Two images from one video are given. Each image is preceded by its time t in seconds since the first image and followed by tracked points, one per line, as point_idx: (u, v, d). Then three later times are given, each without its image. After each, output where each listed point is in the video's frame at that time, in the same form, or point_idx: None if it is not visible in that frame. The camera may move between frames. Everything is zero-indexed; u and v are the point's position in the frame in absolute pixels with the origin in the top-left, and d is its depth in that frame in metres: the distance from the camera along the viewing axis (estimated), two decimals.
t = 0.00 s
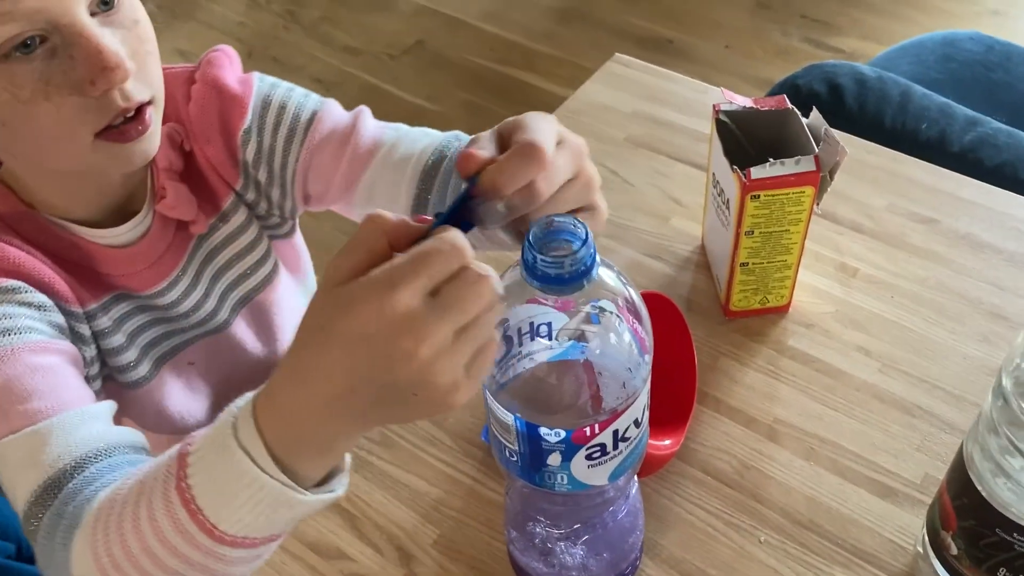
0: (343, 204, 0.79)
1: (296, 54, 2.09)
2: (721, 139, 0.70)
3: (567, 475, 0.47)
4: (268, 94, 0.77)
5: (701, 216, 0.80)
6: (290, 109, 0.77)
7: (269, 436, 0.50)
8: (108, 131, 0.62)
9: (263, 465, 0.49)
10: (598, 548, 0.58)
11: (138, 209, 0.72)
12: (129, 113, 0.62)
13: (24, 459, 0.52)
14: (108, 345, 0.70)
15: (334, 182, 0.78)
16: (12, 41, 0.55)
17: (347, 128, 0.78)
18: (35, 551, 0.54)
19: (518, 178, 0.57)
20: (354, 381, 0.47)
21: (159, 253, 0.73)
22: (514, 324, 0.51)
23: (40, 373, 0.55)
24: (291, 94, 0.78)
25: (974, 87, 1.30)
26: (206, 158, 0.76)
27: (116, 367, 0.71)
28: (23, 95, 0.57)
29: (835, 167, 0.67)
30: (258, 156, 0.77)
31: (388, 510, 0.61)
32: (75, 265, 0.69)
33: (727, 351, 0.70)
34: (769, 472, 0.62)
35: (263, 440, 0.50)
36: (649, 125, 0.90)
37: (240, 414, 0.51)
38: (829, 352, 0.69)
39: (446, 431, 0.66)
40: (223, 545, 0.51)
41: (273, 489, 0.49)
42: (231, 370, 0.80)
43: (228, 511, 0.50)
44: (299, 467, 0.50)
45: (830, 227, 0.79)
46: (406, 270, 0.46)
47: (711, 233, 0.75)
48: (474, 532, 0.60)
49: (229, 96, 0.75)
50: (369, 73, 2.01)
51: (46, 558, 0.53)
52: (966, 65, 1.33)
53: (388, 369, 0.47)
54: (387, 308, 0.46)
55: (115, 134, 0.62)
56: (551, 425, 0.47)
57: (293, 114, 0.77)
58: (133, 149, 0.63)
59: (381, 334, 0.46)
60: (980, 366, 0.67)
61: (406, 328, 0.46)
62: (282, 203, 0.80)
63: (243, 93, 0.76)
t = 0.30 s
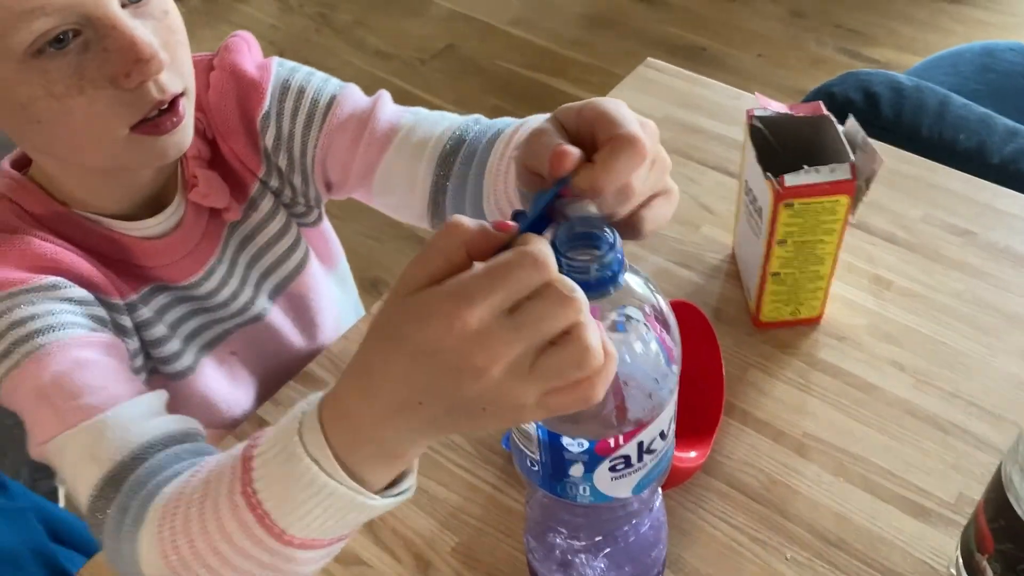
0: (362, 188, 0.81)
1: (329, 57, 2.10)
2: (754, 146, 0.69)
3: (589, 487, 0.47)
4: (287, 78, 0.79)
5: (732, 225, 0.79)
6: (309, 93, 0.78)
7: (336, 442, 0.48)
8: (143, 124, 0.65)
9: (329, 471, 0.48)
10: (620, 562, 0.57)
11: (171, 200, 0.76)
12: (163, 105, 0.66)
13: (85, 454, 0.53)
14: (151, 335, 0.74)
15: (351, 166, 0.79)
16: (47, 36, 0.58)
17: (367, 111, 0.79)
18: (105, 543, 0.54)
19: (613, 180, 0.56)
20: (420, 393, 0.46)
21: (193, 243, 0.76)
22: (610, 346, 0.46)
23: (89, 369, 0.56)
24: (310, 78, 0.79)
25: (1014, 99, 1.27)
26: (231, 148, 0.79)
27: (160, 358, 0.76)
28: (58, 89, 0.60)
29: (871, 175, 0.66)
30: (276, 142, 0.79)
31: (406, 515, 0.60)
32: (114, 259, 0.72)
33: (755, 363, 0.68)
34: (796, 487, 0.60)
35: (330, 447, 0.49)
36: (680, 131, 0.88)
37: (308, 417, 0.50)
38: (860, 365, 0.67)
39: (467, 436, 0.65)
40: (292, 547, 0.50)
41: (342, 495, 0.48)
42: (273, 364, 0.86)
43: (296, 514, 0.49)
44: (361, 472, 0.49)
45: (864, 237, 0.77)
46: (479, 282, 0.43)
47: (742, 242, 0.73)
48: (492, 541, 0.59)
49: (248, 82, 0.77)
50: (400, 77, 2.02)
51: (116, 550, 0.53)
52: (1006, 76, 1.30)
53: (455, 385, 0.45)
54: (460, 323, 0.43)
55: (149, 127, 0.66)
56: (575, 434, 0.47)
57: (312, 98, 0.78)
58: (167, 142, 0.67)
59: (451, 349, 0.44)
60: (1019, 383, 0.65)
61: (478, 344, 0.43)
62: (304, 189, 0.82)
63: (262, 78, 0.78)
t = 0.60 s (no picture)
0: (397, 169, 0.78)
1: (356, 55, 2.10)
2: (787, 145, 0.67)
3: (615, 493, 0.46)
4: (325, 59, 0.77)
5: (763, 225, 0.77)
6: (347, 73, 0.76)
7: (368, 441, 0.48)
8: (204, 116, 0.63)
9: (363, 472, 0.48)
10: (645, 569, 0.56)
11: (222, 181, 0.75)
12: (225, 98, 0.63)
13: (132, 438, 0.53)
14: (199, 320, 0.73)
15: (386, 146, 0.77)
16: (115, 23, 0.56)
17: (403, 90, 0.76)
18: (144, 532, 0.53)
19: (677, 189, 0.51)
20: (455, 402, 0.45)
21: (243, 225, 0.75)
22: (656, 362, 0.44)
23: (136, 352, 0.55)
24: (348, 59, 0.77)
25: None
26: (272, 132, 0.78)
27: (208, 341, 0.75)
28: (124, 77, 0.58)
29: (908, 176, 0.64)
30: (315, 125, 0.77)
31: (427, 517, 0.59)
32: (165, 242, 0.71)
33: (786, 367, 0.67)
34: (827, 496, 0.58)
35: (363, 446, 0.48)
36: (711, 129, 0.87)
37: (341, 415, 0.49)
38: (894, 370, 0.65)
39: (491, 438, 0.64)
40: (326, 545, 0.49)
41: (375, 496, 0.48)
42: (314, 351, 0.85)
43: (328, 514, 0.49)
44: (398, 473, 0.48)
45: (899, 239, 0.75)
46: (526, 292, 0.41)
47: (773, 243, 0.72)
48: (514, 545, 0.58)
49: (285, 66, 0.76)
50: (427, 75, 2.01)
51: (155, 540, 0.52)
52: None
53: (495, 395, 0.43)
54: (504, 332, 0.41)
55: (208, 117, 0.63)
56: (602, 439, 0.46)
57: (348, 78, 0.76)
58: (226, 133, 0.64)
59: (491, 361, 0.42)
60: None
61: (521, 355, 0.42)
62: (344, 173, 0.80)
63: (300, 60, 0.76)
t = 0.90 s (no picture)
0: (403, 169, 0.77)
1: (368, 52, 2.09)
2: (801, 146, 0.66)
3: (622, 505, 0.45)
4: (332, 57, 0.76)
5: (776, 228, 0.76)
6: (354, 71, 0.75)
7: (377, 458, 0.47)
8: (212, 121, 0.62)
9: (371, 491, 0.47)
10: None
11: (230, 179, 0.74)
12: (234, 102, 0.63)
13: (138, 443, 0.52)
14: (206, 320, 0.72)
15: (392, 146, 0.76)
16: (131, 22, 0.55)
17: (410, 88, 0.75)
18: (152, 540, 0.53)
19: (701, 224, 0.50)
20: (467, 428, 0.43)
21: (250, 224, 0.74)
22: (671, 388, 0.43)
23: (143, 353, 0.55)
24: (355, 58, 0.76)
25: None
26: (278, 131, 0.77)
27: (216, 342, 0.74)
28: (136, 74, 0.58)
29: (925, 178, 0.62)
30: (320, 124, 0.77)
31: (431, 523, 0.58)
32: (173, 241, 0.70)
33: (798, 373, 0.65)
34: (841, 506, 0.57)
35: (371, 464, 0.47)
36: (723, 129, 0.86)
37: (349, 433, 0.48)
38: (910, 377, 0.64)
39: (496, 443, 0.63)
40: (335, 562, 0.48)
41: (385, 516, 0.47)
42: (322, 353, 0.84)
43: (338, 532, 0.47)
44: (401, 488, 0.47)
45: (915, 243, 0.73)
46: (541, 318, 0.39)
47: (786, 245, 0.71)
48: (520, 553, 0.57)
49: (292, 63, 0.75)
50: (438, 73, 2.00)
51: (163, 550, 0.52)
52: None
53: (508, 423, 0.42)
54: (517, 359, 0.40)
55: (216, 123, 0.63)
56: (609, 449, 0.45)
57: (356, 76, 0.75)
58: (235, 141, 0.64)
59: (507, 387, 0.41)
60: None
61: (537, 384, 0.40)
62: (350, 172, 0.80)
63: (306, 58, 0.75)
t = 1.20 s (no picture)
0: (394, 164, 0.76)
1: (368, 49, 2.08)
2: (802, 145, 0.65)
3: (625, 513, 0.45)
4: (320, 54, 0.75)
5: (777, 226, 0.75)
6: (342, 67, 0.75)
7: (378, 462, 0.46)
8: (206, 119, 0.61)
9: (372, 493, 0.46)
10: None
11: (222, 179, 0.74)
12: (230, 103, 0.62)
13: (132, 445, 0.51)
14: (198, 321, 0.72)
15: (382, 141, 0.75)
16: (123, 24, 0.54)
17: (399, 84, 0.74)
18: (148, 543, 0.52)
19: (713, 249, 0.48)
20: (469, 437, 0.43)
21: (241, 224, 0.74)
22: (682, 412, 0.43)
23: (136, 353, 0.54)
24: (343, 54, 0.75)
25: None
26: (269, 130, 0.76)
27: (208, 342, 0.73)
28: (130, 78, 0.57)
29: (930, 179, 0.62)
30: (309, 121, 0.76)
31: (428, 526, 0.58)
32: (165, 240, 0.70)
33: (800, 374, 0.65)
34: (843, 509, 0.57)
35: (372, 466, 0.46)
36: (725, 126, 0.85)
37: (350, 435, 0.47)
38: (913, 379, 0.63)
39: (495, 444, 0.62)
40: (334, 565, 0.48)
41: (385, 519, 0.46)
42: (317, 354, 0.84)
43: (339, 535, 0.47)
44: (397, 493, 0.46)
45: (918, 242, 0.73)
46: (558, 337, 0.39)
47: (788, 244, 0.70)
48: (519, 556, 0.56)
49: (280, 61, 0.74)
50: (440, 70, 1.99)
51: (160, 551, 0.51)
52: None
53: (518, 437, 0.41)
54: (530, 377, 0.39)
55: (209, 120, 0.61)
56: (612, 457, 0.44)
57: (344, 73, 0.74)
58: (229, 131, 0.63)
59: (518, 404, 0.40)
60: None
61: (547, 402, 0.40)
62: (342, 170, 0.79)
63: (294, 55, 0.75)
